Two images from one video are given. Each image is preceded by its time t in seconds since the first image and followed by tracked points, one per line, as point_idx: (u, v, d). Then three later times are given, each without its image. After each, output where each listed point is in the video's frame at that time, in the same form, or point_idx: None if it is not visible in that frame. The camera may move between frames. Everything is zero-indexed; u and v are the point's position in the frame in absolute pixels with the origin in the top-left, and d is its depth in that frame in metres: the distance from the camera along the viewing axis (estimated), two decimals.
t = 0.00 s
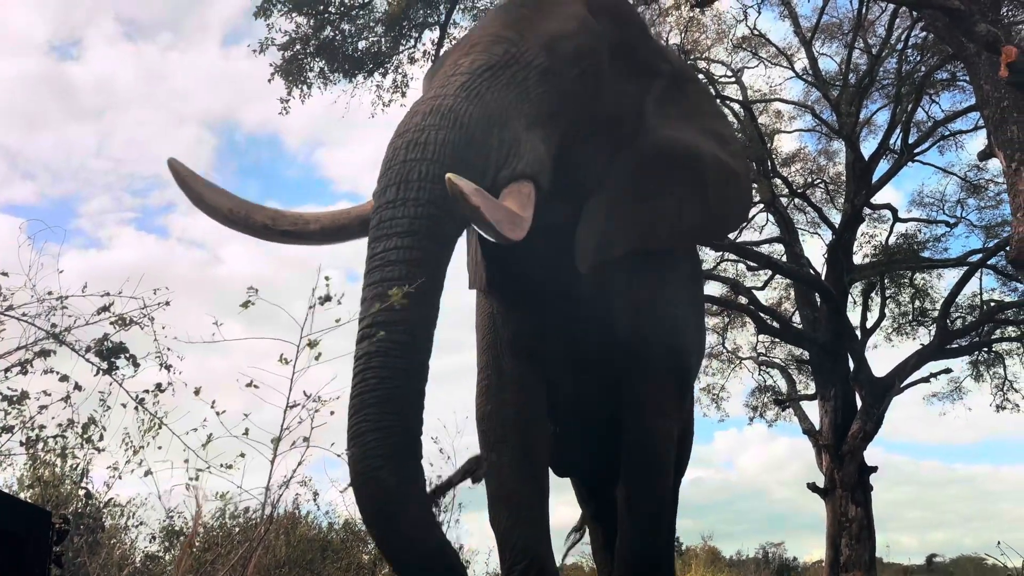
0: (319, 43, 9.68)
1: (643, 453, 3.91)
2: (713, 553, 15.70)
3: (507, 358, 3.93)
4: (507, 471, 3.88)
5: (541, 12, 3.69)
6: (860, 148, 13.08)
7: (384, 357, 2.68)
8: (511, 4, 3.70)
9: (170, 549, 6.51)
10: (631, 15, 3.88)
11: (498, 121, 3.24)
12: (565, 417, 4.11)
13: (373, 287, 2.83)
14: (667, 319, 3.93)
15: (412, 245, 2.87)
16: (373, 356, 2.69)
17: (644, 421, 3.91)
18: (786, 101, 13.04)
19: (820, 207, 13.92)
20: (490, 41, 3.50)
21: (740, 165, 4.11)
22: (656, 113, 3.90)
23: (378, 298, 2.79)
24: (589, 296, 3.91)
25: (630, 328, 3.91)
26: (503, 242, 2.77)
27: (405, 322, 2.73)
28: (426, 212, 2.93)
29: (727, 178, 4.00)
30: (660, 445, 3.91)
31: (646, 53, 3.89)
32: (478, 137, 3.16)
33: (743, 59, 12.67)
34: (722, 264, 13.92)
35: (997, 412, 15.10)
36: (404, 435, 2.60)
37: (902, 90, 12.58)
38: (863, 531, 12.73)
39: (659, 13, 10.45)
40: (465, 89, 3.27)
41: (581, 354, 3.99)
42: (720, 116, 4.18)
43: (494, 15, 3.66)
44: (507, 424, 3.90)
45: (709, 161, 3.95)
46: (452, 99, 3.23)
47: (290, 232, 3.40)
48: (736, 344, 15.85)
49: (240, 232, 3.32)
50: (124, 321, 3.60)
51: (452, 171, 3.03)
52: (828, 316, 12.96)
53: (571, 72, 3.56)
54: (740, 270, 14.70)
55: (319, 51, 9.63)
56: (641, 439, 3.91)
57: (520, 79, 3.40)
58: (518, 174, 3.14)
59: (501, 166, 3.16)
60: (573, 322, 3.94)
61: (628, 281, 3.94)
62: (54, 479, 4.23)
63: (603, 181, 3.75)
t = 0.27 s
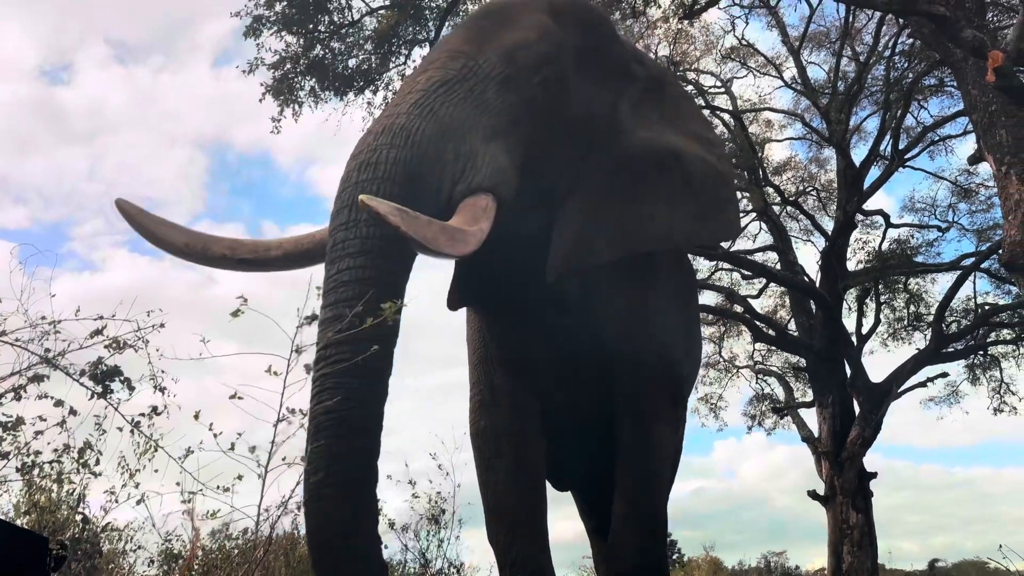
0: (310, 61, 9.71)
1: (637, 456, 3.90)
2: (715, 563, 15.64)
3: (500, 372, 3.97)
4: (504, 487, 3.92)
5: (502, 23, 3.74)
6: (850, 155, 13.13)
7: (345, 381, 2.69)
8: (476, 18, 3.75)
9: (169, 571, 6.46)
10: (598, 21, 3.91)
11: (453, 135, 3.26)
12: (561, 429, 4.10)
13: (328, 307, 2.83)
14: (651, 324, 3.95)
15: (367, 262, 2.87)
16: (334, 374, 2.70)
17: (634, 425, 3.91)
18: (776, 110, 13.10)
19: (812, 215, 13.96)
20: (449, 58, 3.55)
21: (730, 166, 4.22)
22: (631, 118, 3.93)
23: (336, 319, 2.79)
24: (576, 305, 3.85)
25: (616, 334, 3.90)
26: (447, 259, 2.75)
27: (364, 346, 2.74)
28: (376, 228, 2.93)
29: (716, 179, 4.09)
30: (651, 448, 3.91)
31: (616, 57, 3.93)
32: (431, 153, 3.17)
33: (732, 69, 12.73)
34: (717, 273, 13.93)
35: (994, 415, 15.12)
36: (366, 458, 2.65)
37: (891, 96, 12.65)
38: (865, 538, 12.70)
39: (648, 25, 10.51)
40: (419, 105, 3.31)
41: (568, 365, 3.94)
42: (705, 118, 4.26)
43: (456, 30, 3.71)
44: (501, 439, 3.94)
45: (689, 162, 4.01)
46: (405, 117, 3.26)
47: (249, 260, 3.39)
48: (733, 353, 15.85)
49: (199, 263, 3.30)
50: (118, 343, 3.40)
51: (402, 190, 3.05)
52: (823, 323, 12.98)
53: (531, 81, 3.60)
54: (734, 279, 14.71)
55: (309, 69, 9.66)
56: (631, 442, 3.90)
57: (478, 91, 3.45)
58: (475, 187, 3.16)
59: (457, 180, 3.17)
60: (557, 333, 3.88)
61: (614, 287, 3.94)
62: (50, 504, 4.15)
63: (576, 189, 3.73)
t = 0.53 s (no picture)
0: (304, 72, 9.72)
1: (624, 451, 3.60)
2: (719, 567, 15.60)
3: (494, 375, 3.96)
4: (505, 495, 3.91)
5: (477, 25, 3.80)
6: (846, 155, 13.14)
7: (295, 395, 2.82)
8: (453, 24, 3.83)
9: None
10: (576, 21, 3.96)
11: (423, 140, 3.34)
12: (561, 431, 4.07)
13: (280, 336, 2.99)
14: (638, 319, 3.80)
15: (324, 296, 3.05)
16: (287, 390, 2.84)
17: (623, 420, 3.65)
18: (770, 112, 13.12)
19: (809, 216, 13.96)
20: (423, 63, 3.63)
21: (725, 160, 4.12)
22: (615, 115, 3.94)
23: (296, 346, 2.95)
24: (568, 305, 3.82)
25: (602, 327, 3.76)
26: (406, 257, 2.76)
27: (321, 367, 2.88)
28: (338, 263, 3.11)
29: (709, 172, 4.01)
30: (640, 447, 3.61)
31: (595, 56, 3.96)
32: (400, 160, 3.27)
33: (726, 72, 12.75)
34: (715, 276, 13.93)
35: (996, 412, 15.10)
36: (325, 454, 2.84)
37: (885, 96, 12.65)
38: (869, 539, 12.67)
39: (641, 29, 10.54)
40: (390, 113, 3.41)
41: (559, 365, 3.87)
42: (698, 116, 4.27)
43: (432, 37, 3.80)
44: (500, 445, 3.94)
45: (678, 156, 3.95)
46: (375, 124, 3.38)
47: (227, 270, 3.38)
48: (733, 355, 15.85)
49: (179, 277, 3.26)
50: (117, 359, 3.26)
51: (371, 200, 3.15)
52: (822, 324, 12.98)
53: (505, 81, 3.65)
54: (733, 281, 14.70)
55: (304, 80, 9.67)
56: (615, 435, 3.62)
57: (450, 93, 3.51)
58: (448, 189, 3.22)
59: (429, 183, 3.23)
60: (544, 331, 3.84)
61: (599, 281, 3.85)
62: (51, 520, 4.08)
63: (558, 188, 3.75)
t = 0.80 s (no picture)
0: (303, 82, 9.74)
1: (607, 446, 3.44)
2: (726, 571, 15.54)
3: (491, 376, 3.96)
4: (510, 502, 3.91)
5: (465, 25, 3.80)
6: (845, 157, 13.14)
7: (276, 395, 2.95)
8: (443, 24, 3.86)
9: None
10: (566, 18, 3.95)
11: (411, 138, 3.42)
12: (560, 432, 4.03)
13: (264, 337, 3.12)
14: (632, 315, 3.66)
15: (308, 298, 3.16)
16: (267, 391, 2.96)
17: (605, 418, 3.47)
18: (769, 115, 13.13)
19: (810, 218, 13.96)
20: (411, 65, 3.67)
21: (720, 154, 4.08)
22: (607, 113, 3.97)
23: (277, 346, 3.05)
24: (556, 305, 3.72)
25: (586, 321, 3.62)
26: (379, 245, 2.88)
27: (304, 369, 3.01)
28: (324, 267, 3.22)
29: (704, 168, 4.01)
30: (625, 442, 3.47)
31: (586, 52, 3.95)
32: (387, 158, 3.36)
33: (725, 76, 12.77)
34: (717, 279, 13.92)
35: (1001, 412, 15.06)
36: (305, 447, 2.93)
37: (883, 98, 12.66)
38: (875, 541, 12.63)
39: (638, 35, 10.56)
40: (378, 113, 3.49)
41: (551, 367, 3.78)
42: (695, 112, 4.22)
43: (422, 39, 3.84)
44: (503, 450, 3.95)
45: (671, 152, 3.97)
46: (362, 125, 3.46)
47: (221, 274, 3.40)
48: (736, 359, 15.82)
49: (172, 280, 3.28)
50: (121, 370, 3.21)
51: (356, 197, 3.25)
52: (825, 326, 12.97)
53: (493, 79, 3.67)
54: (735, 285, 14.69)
55: (302, 90, 9.70)
56: (596, 431, 3.46)
57: (437, 93, 3.56)
58: (435, 184, 3.30)
59: (415, 180, 3.32)
60: (534, 331, 3.76)
61: (590, 277, 3.71)
62: (57, 534, 4.03)
63: (550, 185, 3.77)
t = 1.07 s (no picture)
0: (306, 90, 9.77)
1: (606, 446, 3.44)
2: None
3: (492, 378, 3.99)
4: (516, 508, 3.90)
5: (460, 30, 3.84)
6: (849, 159, 13.12)
7: (266, 403, 2.98)
8: (440, 29, 3.90)
9: None
10: (562, 19, 3.95)
11: (404, 141, 3.47)
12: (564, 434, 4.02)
13: (257, 339, 3.14)
14: (634, 313, 3.66)
15: (300, 301, 3.16)
16: (258, 397, 3.00)
17: (605, 416, 3.47)
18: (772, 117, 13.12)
19: (815, 220, 13.94)
20: (406, 69, 3.71)
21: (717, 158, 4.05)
22: (605, 114, 3.96)
23: (269, 351, 3.07)
24: (554, 305, 3.74)
25: (580, 323, 3.63)
26: (365, 246, 2.87)
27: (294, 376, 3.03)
28: (316, 270, 3.21)
29: (701, 169, 3.97)
30: (619, 443, 3.46)
31: (583, 53, 3.95)
32: (381, 161, 3.41)
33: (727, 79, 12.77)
34: (722, 282, 13.90)
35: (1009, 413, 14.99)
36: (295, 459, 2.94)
37: (887, 98, 12.65)
38: (885, 543, 12.57)
39: (640, 39, 10.57)
40: (373, 118, 3.55)
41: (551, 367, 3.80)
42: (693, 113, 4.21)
43: (419, 42, 3.87)
44: (509, 455, 3.95)
45: (668, 153, 3.94)
46: (356, 130, 3.51)
47: (220, 281, 3.42)
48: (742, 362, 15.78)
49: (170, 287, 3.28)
50: (130, 378, 3.23)
51: (350, 201, 3.31)
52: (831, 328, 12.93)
53: (486, 82, 3.68)
54: (740, 288, 14.67)
55: (306, 98, 9.72)
56: (587, 432, 3.45)
57: (431, 96, 3.59)
58: (428, 187, 3.35)
59: (408, 183, 3.37)
60: (532, 332, 3.78)
61: (585, 279, 3.71)
62: (65, 543, 3.98)
63: (547, 186, 3.78)
